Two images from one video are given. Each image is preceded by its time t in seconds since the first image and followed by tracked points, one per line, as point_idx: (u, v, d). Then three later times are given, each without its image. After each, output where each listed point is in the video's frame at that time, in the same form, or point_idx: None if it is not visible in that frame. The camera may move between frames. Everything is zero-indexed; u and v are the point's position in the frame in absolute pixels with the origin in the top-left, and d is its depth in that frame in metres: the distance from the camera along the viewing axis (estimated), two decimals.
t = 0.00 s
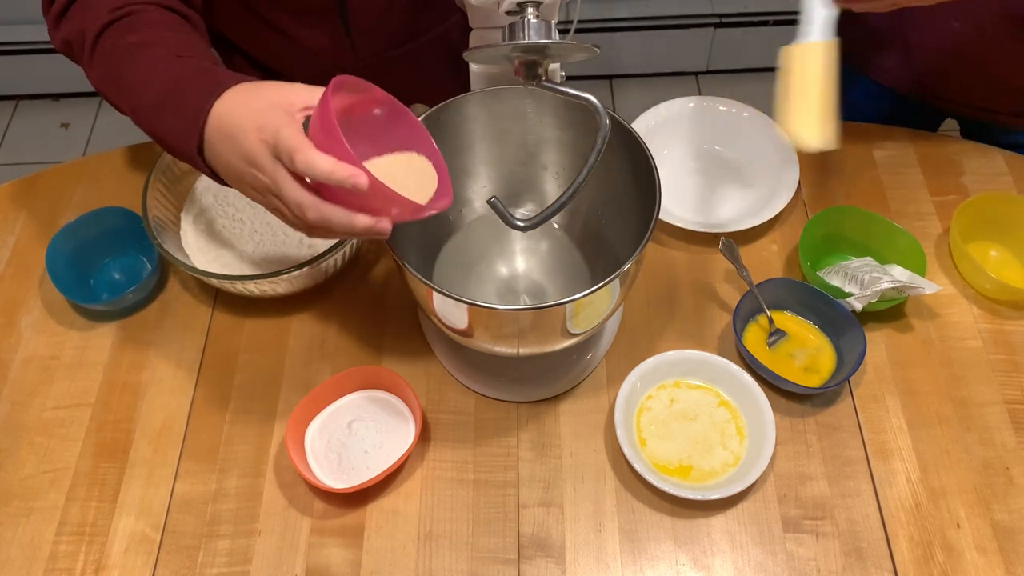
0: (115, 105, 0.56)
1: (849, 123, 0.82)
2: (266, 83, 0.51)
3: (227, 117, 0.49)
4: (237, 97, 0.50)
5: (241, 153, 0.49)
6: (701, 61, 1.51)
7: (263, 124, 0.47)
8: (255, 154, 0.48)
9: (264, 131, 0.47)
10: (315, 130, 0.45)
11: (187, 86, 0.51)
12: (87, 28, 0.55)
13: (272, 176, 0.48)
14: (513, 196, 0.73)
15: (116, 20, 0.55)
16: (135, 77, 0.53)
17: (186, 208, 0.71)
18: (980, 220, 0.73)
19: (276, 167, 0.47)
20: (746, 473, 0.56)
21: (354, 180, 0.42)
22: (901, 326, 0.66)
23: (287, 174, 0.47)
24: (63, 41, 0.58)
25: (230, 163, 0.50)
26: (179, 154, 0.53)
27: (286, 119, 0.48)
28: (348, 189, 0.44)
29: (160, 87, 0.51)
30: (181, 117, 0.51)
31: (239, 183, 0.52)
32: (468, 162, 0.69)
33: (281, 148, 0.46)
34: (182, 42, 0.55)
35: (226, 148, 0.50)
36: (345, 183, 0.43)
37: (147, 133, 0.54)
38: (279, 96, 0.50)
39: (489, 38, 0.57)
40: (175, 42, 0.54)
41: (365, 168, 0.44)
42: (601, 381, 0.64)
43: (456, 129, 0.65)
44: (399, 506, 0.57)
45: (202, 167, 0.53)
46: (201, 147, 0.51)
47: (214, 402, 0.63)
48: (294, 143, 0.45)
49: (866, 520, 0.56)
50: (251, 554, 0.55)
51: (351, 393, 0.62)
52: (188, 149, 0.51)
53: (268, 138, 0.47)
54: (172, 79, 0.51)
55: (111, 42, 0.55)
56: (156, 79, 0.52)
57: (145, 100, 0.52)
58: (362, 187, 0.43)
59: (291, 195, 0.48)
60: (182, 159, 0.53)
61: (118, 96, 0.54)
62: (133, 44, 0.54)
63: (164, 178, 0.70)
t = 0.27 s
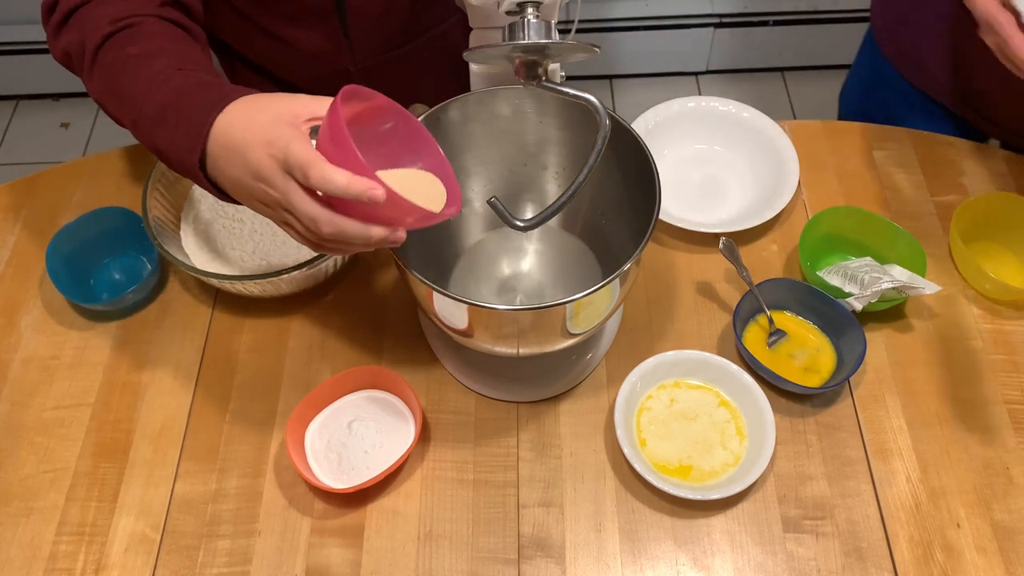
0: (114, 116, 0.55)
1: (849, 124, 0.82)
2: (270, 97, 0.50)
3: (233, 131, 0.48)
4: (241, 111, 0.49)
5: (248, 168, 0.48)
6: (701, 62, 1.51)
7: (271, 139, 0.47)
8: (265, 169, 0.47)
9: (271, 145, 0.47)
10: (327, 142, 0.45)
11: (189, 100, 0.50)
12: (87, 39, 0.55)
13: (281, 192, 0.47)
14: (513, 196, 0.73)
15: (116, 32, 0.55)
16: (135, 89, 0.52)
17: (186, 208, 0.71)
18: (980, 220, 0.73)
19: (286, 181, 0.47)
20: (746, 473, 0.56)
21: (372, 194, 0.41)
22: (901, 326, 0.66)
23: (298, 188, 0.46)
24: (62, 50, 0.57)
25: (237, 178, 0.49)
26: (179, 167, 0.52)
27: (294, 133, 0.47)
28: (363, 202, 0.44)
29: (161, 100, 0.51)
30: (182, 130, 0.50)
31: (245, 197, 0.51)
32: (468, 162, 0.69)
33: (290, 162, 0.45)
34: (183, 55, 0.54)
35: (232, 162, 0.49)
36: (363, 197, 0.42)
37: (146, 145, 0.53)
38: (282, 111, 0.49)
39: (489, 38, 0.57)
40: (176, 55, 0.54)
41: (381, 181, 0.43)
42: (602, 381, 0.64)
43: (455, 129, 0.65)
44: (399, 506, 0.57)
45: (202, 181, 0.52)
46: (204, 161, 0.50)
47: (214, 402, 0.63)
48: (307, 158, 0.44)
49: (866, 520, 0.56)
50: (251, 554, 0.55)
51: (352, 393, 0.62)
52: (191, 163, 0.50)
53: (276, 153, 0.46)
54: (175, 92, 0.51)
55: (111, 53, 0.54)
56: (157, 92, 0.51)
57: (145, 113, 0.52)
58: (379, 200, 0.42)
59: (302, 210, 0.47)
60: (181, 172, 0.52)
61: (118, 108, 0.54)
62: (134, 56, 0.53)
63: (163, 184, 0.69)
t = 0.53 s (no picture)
0: (119, 124, 0.54)
1: (849, 124, 0.82)
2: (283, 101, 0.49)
3: (248, 136, 0.47)
4: (255, 115, 0.48)
5: (265, 171, 0.47)
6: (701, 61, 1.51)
7: (289, 141, 0.46)
8: (283, 171, 0.46)
9: (288, 148, 0.46)
10: (345, 140, 0.44)
11: (201, 106, 0.49)
12: (88, 46, 0.53)
13: (299, 193, 0.46)
14: (513, 196, 0.73)
15: (119, 39, 0.53)
16: (143, 96, 0.51)
17: (186, 209, 0.70)
18: (980, 220, 0.73)
19: (304, 183, 0.46)
20: (746, 473, 0.56)
21: (397, 191, 0.41)
22: (901, 326, 0.66)
23: (317, 189, 0.46)
24: (61, 58, 0.56)
25: (252, 182, 0.48)
26: (190, 174, 0.50)
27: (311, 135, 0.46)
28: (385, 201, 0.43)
29: (171, 106, 0.49)
30: (194, 137, 0.49)
31: (258, 201, 0.50)
32: (469, 162, 0.69)
33: (310, 163, 0.45)
34: (190, 61, 0.53)
35: (247, 167, 0.48)
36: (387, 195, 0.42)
37: (154, 152, 0.51)
38: (295, 114, 0.48)
39: (489, 38, 0.57)
40: (183, 62, 0.53)
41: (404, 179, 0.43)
42: (602, 381, 0.64)
43: (456, 129, 0.65)
44: (399, 505, 0.57)
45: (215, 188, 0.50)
46: (216, 167, 0.49)
47: (214, 402, 0.63)
48: (328, 158, 0.44)
49: (866, 520, 0.56)
50: (251, 554, 0.55)
51: (352, 393, 0.62)
52: (204, 170, 0.49)
53: (294, 156, 0.46)
54: (185, 98, 0.49)
55: (117, 60, 0.53)
56: (166, 99, 0.50)
57: (154, 120, 0.50)
58: (403, 198, 0.42)
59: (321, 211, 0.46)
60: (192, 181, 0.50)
61: (123, 115, 0.52)
62: (140, 63, 0.52)
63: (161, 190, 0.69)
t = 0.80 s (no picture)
0: (124, 133, 0.52)
1: (849, 124, 0.82)
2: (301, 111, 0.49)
3: (265, 144, 0.47)
4: (274, 125, 0.47)
5: (285, 179, 0.46)
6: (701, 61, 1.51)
7: (313, 150, 0.46)
8: (307, 178, 0.46)
9: (312, 156, 0.46)
10: (372, 146, 0.44)
11: (214, 113, 0.48)
12: (90, 57, 0.53)
13: (321, 202, 0.46)
14: (513, 196, 0.73)
15: (121, 48, 0.53)
16: (151, 104, 0.50)
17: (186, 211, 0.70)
18: (980, 220, 0.73)
19: (327, 190, 0.45)
20: (746, 473, 0.56)
21: (427, 196, 0.41)
22: (900, 326, 0.66)
23: (339, 196, 0.45)
24: (59, 69, 0.55)
25: (271, 191, 0.47)
26: (203, 183, 0.49)
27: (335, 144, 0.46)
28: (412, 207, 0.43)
29: (183, 114, 0.48)
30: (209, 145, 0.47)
31: (274, 212, 0.49)
32: (469, 163, 0.69)
33: (335, 170, 0.44)
34: (197, 70, 0.52)
35: (266, 176, 0.47)
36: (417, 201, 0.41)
37: (163, 162, 0.50)
38: (315, 124, 0.48)
39: (488, 39, 0.57)
40: (191, 69, 0.52)
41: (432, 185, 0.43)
42: (602, 381, 0.64)
43: (456, 129, 0.65)
44: (399, 505, 0.57)
45: (229, 199, 0.49)
46: (233, 177, 0.48)
47: (214, 402, 0.63)
48: (355, 164, 0.43)
49: (866, 520, 0.56)
50: (251, 554, 0.55)
51: (352, 393, 0.62)
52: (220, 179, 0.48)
53: (318, 163, 0.45)
54: (197, 106, 0.48)
55: (120, 68, 0.52)
56: (177, 107, 0.49)
57: (165, 128, 0.49)
58: (432, 204, 0.42)
59: (343, 218, 0.46)
60: (206, 190, 0.49)
61: (129, 123, 0.51)
62: (144, 71, 0.51)
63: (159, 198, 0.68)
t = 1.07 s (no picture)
0: (116, 139, 0.52)
1: (849, 123, 0.82)
2: (298, 121, 0.49)
3: (267, 154, 0.47)
4: (273, 135, 0.47)
5: (288, 190, 0.46)
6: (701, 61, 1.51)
7: (315, 161, 0.46)
8: (310, 191, 0.45)
9: (316, 168, 0.45)
10: (376, 160, 0.44)
11: (212, 123, 0.48)
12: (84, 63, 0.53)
13: (325, 214, 0.46)
14: (513, 196, 0.73)
15: (115, 54, 0.53)
16: (147, 113, 0.50)
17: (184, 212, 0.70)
18: (980, 220, 0.73)
19: (331, 203, 0.45)
20: (746, 473, 0.56)
21: (434, 210, 0.41)
22: (900, 326, 0.66)
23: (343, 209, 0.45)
24: (53, 75, 0.55)
25: (271, 201, 0.47)
26: (200, 192, 0.49)
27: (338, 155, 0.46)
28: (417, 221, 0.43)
29: (180, 123, 0.48)
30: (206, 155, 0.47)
31: (273, 222, 0.49)
32: (469, 162, 0.69)
33: (339, 183, 0.44)
34: (192, 79, 0.52)
35: (267, 187, 0.47)
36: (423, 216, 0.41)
37: (158, 170, 0.50)
38: (314, 134, 0.48)
39: (488, 39, 0.57)
40: (186, 79, 0.51)
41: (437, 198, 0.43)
42: (602, 381, 0.64)
43: (456, 129, 0.65)
44: (399, 506, 0.57)
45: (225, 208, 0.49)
46: (229, 187, 0.48)
47: (214, 402, 0.63)
48: (361, 178, 0.43)
49: (866, 520, 0.56)
50: (251, 554, 0.55)
51: (352, 393, 0.62)
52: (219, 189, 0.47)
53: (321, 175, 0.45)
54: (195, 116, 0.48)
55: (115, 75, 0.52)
56: (173, 116, 0.48)
57: (162, 137, 0.49)
58: (438, 219, 0.42)
59: (348, 231, 0.46)
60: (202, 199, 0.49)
61: (122, 130, 0.51)
62: (138, 78, 0.51)
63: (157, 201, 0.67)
